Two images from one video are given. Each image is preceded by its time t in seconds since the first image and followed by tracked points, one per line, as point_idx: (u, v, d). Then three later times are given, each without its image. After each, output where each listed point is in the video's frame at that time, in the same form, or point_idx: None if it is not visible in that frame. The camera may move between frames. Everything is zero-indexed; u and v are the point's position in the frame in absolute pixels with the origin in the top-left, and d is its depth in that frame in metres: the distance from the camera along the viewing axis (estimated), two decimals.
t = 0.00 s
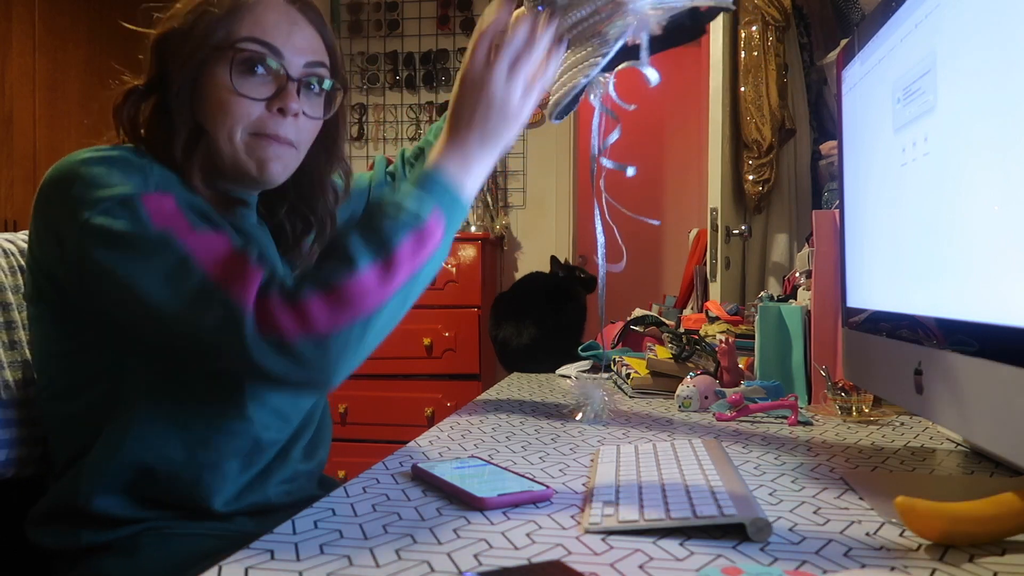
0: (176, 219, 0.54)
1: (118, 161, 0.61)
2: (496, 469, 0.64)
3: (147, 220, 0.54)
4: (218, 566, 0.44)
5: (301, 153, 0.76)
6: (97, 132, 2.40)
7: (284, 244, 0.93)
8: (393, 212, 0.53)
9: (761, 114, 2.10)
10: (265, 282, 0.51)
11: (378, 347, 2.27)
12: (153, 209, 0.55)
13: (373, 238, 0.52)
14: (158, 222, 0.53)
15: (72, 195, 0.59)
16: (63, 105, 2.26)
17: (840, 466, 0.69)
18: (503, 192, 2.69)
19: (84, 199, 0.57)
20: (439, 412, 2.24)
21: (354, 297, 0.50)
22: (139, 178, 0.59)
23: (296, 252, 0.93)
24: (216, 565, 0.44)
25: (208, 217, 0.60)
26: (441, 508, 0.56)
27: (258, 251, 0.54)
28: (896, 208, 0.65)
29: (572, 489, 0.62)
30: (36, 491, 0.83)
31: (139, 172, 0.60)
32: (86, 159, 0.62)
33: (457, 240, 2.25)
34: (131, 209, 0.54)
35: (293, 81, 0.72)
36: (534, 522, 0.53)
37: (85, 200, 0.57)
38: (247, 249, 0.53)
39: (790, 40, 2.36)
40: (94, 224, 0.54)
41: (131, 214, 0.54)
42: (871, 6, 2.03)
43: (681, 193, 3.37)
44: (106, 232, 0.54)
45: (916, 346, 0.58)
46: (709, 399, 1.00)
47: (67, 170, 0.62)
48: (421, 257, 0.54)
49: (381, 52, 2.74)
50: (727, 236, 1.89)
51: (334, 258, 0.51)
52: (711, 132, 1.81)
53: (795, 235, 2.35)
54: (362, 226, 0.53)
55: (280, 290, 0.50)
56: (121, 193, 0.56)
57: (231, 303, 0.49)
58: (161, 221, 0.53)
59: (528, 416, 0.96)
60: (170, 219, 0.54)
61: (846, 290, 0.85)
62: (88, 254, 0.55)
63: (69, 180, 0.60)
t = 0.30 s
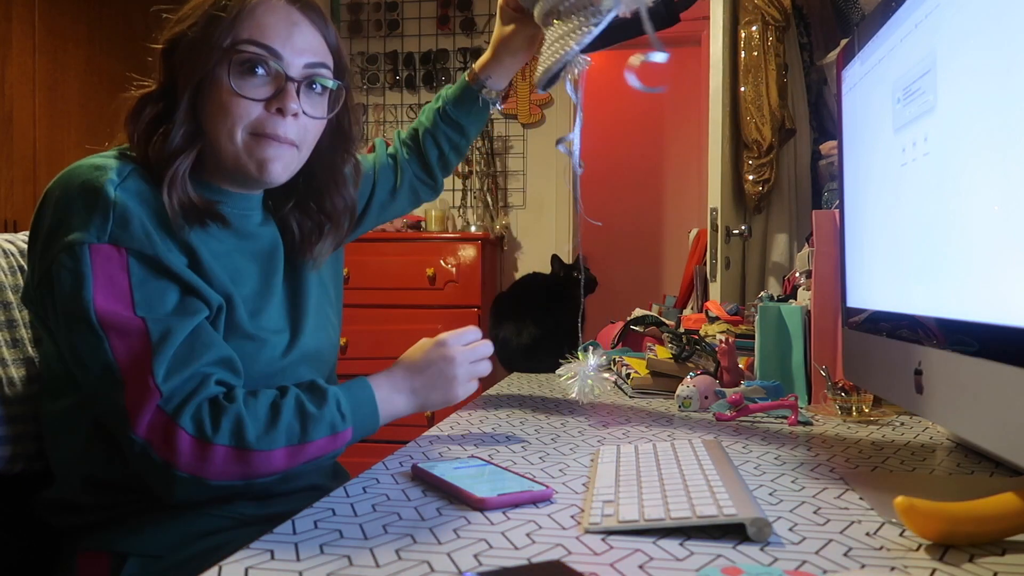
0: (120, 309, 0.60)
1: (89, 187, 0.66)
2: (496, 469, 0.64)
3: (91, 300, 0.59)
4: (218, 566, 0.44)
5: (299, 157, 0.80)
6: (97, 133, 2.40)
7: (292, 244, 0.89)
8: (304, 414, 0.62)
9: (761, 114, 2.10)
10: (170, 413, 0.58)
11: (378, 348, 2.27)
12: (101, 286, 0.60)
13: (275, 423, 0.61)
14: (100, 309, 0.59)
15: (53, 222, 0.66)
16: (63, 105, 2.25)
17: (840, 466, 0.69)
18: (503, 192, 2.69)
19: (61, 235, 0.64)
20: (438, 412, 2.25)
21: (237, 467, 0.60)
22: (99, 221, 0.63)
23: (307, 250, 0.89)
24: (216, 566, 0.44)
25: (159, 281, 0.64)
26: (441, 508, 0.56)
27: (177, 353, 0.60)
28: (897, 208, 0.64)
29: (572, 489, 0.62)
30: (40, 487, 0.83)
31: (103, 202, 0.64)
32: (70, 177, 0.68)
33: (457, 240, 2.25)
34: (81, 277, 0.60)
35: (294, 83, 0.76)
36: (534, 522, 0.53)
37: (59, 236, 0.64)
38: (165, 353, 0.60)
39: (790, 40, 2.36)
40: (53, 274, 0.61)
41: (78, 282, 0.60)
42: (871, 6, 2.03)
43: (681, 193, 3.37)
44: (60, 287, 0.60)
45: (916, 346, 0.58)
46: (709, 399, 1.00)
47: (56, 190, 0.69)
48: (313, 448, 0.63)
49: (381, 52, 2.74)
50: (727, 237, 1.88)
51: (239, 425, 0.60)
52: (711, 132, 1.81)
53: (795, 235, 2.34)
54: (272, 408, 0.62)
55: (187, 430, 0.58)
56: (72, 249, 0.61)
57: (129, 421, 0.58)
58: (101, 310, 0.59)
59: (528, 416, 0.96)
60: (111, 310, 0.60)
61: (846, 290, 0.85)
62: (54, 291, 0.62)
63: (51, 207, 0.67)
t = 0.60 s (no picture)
0: (112, 318, 0.62)
1: (88, 193, 0.66)
2: (496, 469, 0.64)
3: (83, 306, 0.60)
4: (217, 566, 0.44)
5: (291, 160, 0.80)
6: (97, 132, 2.40)
7: (280, 247, 0.88)
8: (272, 460, 0.68)
9: (761, 114, 2.10)
10: (155, 438, 0.61)
11: (378, 348, 2.27)
12: (95, 292, 0.61)
13: (246, 462, 0.66)
14: (93, 317, 0.60)
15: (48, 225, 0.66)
16: (63, 105, 2.25)
17: (840, 466, 0.69)
18: (503, 191, 2.69)
19: (54, 237, 0.65)
20: (438, 412, 2.25)
21: (204, 498, 0.64)
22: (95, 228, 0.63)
23: (295, 255, 0.89)
24: (216, 566, 0.44)
25: (151, 290, 0.66)
26: (441, 508, 0.56)
27: (165, 370, 0.63)
28: (897, 208, 0.64)
29: (572, 489, 0.62)
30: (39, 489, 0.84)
31: (102, 210, 0.65)
32: (69, 182, 0.68)
33: (457, 240, 2.25)
34: (75, 282, 0.61)
35: (285, 88, 0.76)
36: (534, 522, 0.53)
37: (53, 238, 0.65)
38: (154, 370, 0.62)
39: (790, 40, 2.36)
40: (42, 273, 0.61)
41: (72, 286, 0.60)
42: (871, 6, 2.03)
43: (681, 193, 3.37)
44: (51, 288, 0.61)
45: (917, 346, 0.58)
46: (709, 399, 1.00)
47: (55, 193, 0.69)
48: (272, 492, 0.68)
49: (381, 52, 2.75)
50: (727, 237, 1.88)
51: (216, 460, 0.64)
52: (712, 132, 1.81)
53: (794, 235, 2.35)
54: (246, 446, 0.67)
55: (170, 458, 0.62)
56: (67, 253, 0.61)
57: (112, 435, 0.60)
58: (93, 317, 0.60)
59: (529, 416, 0.96)
60: (103, 318, 0.61)
61: (846, 290, 0.85)
62: (42, 294, 0.62)
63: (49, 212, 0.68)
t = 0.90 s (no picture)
0: (69, 338, 0.61)
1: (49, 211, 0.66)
2: (496, 469, 0.64)
3: (39, 325, 0.60)
4: (217, 566, 0.44)
5: (257, 165, 0.80)
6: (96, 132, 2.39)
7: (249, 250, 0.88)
8: (240, 478, 0.67)
9: (761, 114, 2.10)
10: (111, 458, 0.61)
11: (378, 348, 2.27)
12: (52, 313, 0.61)
13: (210, 482, 0.65)
14: (49, 337, 0.60)
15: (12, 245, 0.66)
16: (62, 105, 2.25)
17: (840, 466, 0.69)
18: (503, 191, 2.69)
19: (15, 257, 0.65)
20: (439, 412, 2.25)
21: (165, 514, 0.64)
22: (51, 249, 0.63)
23: (266, 258, 0.89)
24: (215, 566, 0.44)
25: (112, 308, 0.64)
26: (441, 508, 0.56)
27: (124, 389, 0.63)
28: (897, 209, 0.64)
29: (572, 488, 0.62)
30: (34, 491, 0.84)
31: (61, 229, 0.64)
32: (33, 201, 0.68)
33: (457, 240, 2.25)
34: (32, 303, 0.60)
35: (248, 94, 0.76)
36: (534, 522, 0.53)
37: (14, 257, 0.65)
38: (112, 389, 0.62)
39: (790, 40, 2.36)
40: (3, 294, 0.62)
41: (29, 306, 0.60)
42: (871, 6, 2.03)
43: (681, 193, 3.37)
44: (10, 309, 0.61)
45: (917, 346, 0.58)
46: (709, 399, 1.00)
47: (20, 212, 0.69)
48: (240, 504, 0.68)
49: (381, 52, 2.75)
50: (727, 236, 1.88)
51: (176, 479, 0.63)
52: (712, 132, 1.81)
53: (794, 235, 2.35)
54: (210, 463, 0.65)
55: (127, 478, 0.61)
56: (27, 274, 0.61)
57: (72, 455, 0.61)
58: (50, 339, 0.60)
59: (528, 416, 0.96)
60: (60, 339, 0.60)
61: (846, 290, 0.85)
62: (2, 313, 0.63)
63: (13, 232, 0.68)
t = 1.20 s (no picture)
0: (35, 333, 0.64)
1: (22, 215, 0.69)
2: (497, 469, 0.64)
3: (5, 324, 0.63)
4: (217, 566, 0.44)
5: (233, 170, 0.80)
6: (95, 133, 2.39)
7: (228, 251, 0.86)
8: (205, 439, 0.70)
9: (761, 114, 2.10)
10: (74, 444, 0.64)
11: (377, 348, 2.27)
12: (18, 312, 0.64)
13: (173, 454, 0.68)
14: (15, 334, 0.63)
15: None
16: (62, 105, 2.24)
17: (840, 466, 0.69)
18: (503, 191, 2.69)
19: None
20: (438, 412, 2.25)
21: (135, 492, 0.67)
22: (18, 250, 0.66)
23: (243, 257, 0.86)
24: (215, 566, 0.44)
25: (76, 306, 0.67)
26: (441, 508, 0.56)
27: (83, 385, 0.65)
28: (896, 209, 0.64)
29: (572, 488, 0.62)
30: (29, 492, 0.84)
31: (29, 232, 0.67)
32: (9, 205, 0.71)
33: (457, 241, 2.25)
34: None
35: (222, 100, 0.77)
36: (535, 522, 0.53)
37: None
38: (72, 383, 0.64)
39: (791, 40, 2.36)
40: None
41: None
42: (871, 6, 2.03)
43: (681, 193, 3.37)
44: None
45: (917, 346, 0.58)
46: (709, 399, 1.00)
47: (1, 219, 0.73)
48: (214, 466, 0.71)
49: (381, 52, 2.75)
50: (726, 237, 1.88)
51: (141, 455, 0.66)
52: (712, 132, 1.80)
53: (794, 235, 2.35)
54: (175, 435, 0.68)
55: (90, 462, 0.64)
56: None
57: (39, 444, 0.64)
58: (17, 335, 0.63)
59: (529, 416, 0.96)
60: (25, 334, 0.64)
61: (846, 290, 0.84)
62: None
63: None
